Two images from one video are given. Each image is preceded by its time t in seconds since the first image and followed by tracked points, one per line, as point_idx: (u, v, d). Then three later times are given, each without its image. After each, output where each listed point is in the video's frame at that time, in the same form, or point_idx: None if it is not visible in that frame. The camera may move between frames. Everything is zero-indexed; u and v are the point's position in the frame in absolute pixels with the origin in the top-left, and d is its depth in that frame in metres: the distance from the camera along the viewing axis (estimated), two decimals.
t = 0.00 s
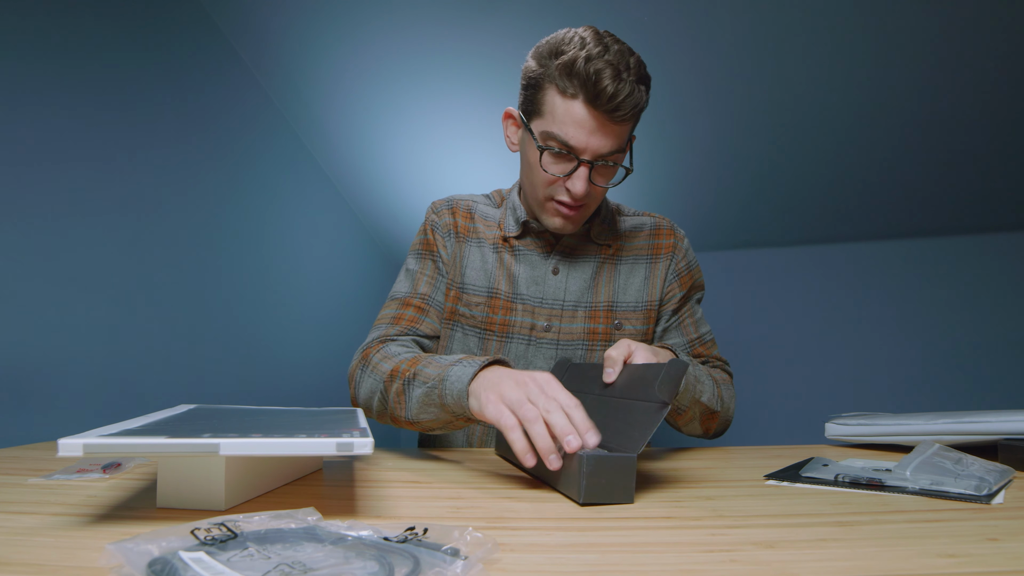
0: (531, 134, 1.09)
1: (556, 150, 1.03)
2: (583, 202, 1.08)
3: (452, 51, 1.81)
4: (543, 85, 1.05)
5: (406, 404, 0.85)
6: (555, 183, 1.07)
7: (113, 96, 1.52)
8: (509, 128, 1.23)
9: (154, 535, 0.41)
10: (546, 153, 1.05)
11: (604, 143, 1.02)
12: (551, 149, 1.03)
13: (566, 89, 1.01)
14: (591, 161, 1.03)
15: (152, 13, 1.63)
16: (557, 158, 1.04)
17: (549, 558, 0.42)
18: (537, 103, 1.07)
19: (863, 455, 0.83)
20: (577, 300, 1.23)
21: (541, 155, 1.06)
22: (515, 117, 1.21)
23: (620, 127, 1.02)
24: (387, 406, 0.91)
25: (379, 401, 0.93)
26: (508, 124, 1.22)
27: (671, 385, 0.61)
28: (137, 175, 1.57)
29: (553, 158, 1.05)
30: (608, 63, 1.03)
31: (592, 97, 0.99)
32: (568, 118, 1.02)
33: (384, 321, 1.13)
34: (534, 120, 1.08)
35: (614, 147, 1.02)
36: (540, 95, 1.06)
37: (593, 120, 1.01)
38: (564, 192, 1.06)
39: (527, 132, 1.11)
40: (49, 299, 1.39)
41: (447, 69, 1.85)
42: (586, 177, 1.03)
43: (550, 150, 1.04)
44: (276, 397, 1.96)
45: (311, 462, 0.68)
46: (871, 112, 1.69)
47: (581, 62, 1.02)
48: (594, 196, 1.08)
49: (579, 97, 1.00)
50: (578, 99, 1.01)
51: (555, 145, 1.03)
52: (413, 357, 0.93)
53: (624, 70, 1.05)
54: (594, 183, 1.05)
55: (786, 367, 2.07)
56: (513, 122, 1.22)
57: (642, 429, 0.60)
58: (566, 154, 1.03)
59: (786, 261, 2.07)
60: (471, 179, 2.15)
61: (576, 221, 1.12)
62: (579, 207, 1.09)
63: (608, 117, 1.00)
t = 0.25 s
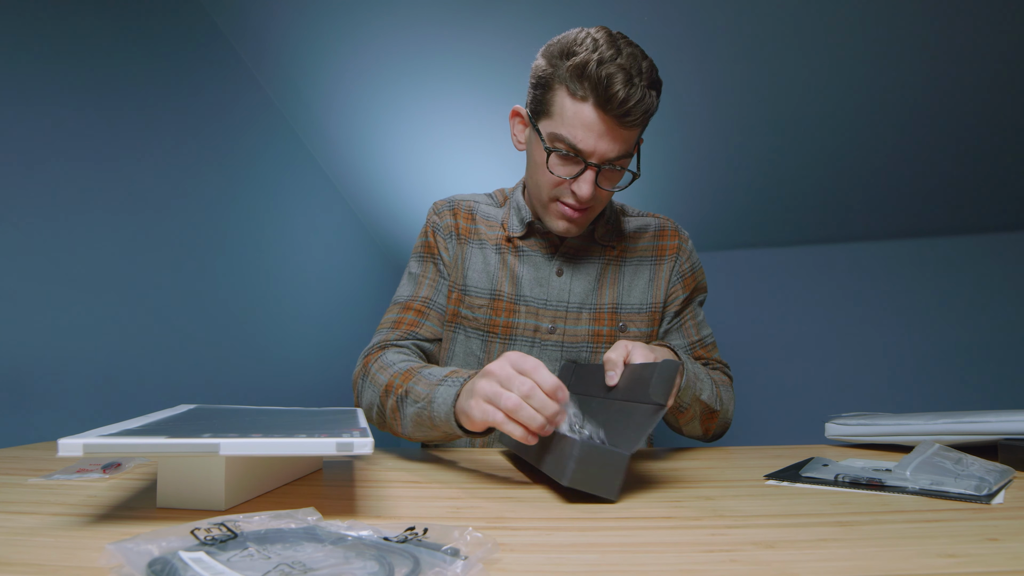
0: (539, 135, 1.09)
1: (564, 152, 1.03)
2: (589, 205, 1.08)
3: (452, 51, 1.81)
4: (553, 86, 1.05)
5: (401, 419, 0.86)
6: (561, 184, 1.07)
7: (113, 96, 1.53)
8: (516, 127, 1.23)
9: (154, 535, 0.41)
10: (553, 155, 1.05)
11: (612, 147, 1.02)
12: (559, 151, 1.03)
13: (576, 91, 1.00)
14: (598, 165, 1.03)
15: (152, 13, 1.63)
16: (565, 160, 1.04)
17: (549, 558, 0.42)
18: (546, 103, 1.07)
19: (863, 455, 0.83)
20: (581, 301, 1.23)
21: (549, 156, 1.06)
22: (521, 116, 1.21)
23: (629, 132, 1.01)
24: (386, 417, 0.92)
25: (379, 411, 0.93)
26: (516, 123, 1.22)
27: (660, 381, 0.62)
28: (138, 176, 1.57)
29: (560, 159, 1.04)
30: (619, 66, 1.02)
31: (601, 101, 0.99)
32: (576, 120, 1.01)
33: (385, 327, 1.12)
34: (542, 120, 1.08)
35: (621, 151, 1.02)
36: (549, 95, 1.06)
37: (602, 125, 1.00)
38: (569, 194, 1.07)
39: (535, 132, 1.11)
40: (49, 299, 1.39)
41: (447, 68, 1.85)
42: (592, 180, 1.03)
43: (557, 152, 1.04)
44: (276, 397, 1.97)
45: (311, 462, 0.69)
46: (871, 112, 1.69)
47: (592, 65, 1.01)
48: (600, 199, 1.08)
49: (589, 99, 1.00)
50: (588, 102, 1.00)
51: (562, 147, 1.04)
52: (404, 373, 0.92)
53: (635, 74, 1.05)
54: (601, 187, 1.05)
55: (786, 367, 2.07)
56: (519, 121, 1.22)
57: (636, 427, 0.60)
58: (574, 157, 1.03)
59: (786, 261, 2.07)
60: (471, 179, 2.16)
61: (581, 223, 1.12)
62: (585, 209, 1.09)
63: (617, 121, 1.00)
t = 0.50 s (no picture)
0: (537, 131, 1.09)
1: (561, 147, 1.03)
2: (586, 200, 1.08)
3: (452, 52, 1.81)
4: (550, 82, 1.05)
5: (401, 412, 0.84)
6: (559, 179, 1.07)
7: (113, 96, 1.53)
8: (516, 124, 1.23)
9: (154, 535, 0.41)
10: (551, 149, 1.05)
11: (610, 141, 1.01)
12: (556, 145, 1.03)
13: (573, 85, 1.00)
14: (594, 159, 1.03)
15: (152, 13, 1.63)
16: (561, 154, 1.04)
17: (549, 558, 0.42)
18: (544, 99, 1.07)
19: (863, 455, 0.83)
20: (582, 302, 1.23)
21: (546, 151, 1.05)
22: (522, 113, 1.20)
23: (627, 126, 1.01)
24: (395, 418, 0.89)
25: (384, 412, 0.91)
26: (517, 121, 1.22)
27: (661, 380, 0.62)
28: (137, 175, 1.57)
29: (558, 154, 1.04)
30: (616, 62, 1.02)
31: (597, 94, 0.98)
32: (574, 114, 1.01)
33: (393, 331, 1.09)
34: (541, 117, 1.08)
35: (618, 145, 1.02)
36: (547, 91, 1.06)
37: (600, 119, 1.00)
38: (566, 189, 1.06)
39: (534, 128, 1.11)
40: (49, 299, 1.39)
41: (446, 68, 1.85)
42: (589, 175, 1.03)
43: (555, 146, 1.04)
44: (275, 398, 1.96)
45: (311, 462, 0.69)
46: (871, 112, 1.69)
47: (590, 59, 1.01)
48: (598, 194, 1.07)
49: (585, 93, 1.00)
50: (585, 96, 1.00)
51: (560, 142, 1.03)
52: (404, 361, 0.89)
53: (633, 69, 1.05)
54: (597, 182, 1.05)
55: (785, 367, 2.07)
56: (520, 118, 1.22)
57: (638, 425, 0.61)
58: (570, 151, 1.03)
59: (786, 261, 2.07)
60: (471, 179, 2.16)
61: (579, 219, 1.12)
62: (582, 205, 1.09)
63: (615, 115, 1.00)
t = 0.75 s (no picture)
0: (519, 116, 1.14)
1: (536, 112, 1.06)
2: (568, 165, 1.07)
3: (452, 52, 1.81)
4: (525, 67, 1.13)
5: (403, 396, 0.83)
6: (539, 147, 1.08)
7: (114, 96, 1.53)
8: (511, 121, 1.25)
9: (154, 535, 0.41)
10: (528, 119, 1.08)
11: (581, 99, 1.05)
12: (532, 111, 1.07)
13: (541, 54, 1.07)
14: (570, 119, 1.05)
15: (152, 13, 1.63)
16: (538, 121, 1.07)
17: (549, 558, 0.42)
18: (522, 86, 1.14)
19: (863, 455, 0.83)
20: (582, 301, 1.23)
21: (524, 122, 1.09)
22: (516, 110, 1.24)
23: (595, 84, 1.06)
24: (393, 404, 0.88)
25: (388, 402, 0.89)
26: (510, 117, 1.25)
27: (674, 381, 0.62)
28: (137, 175, 1.57)
29: (534, 121, 1.07)
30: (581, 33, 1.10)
31: (563, 54, 1.05)
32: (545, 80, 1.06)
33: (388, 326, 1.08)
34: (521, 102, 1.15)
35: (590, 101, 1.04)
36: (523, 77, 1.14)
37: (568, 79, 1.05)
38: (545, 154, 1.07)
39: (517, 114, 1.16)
40: (49, 299, 1.39)
41: (446, 68, 1.85)
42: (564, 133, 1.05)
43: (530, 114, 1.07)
44: (275, 398, 1.96)
45: (311, 462, 0.69)
46: (871, 112, 1.69)
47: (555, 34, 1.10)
48: (579, 158, 1.07)
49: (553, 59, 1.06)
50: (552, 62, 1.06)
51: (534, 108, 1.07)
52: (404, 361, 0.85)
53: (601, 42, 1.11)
54: (574, 142, 1.06)
55: (786, 367, 2.07)
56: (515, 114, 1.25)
57: (647, 427, 0.61)
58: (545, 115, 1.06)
59: (787, 261, 2.07)
60: (471, 180, 2.15)
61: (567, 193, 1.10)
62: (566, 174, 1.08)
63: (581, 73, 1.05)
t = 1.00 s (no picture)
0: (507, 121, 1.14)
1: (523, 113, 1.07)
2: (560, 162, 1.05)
3: (452, 51, 1.81)
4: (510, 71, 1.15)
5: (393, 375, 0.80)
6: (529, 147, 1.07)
7: (114, 96, 1.53)
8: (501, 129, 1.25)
9: (154, 535, 0.41)
10: (516, 120, 1.08)
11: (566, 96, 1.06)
12: (519, 114, 1.07)
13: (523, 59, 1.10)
14: (558, 118, 1.06)
15: (152, 13, 1.63)
16: (527, 123, 1.07)
17: (549, 558, 0.42)
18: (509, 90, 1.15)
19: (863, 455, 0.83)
20: (578, 301, 1.23)
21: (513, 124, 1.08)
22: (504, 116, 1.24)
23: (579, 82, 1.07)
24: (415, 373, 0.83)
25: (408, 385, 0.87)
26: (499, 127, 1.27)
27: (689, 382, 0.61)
28: (137, 175, 1.57)
29: (523, 123, 1.07)
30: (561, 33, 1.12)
31: (545, 57, 1.07)
32: (530, 82, 1.08)
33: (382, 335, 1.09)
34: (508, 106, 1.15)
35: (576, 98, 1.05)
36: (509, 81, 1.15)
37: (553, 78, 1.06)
38: (537, 154, 1.05)
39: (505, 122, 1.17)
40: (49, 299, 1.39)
41: (446, 68, 1.85)
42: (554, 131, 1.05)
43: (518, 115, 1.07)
44: (275, 398, 1.96)
45: (311, 463, 0.69)
46: (871, 112, 1.69)
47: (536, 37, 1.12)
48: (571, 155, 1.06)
49: (535, 62, 1.08)
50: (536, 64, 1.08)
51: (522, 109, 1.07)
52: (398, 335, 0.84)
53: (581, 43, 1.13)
54: (565, 139, 1.05)
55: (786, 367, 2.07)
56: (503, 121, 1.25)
57: (659, 426, 0.61)
58: (533, 116, 1.06)
59: (787, 261, 2.07)
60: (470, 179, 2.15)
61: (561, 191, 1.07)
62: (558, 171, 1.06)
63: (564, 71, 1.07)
